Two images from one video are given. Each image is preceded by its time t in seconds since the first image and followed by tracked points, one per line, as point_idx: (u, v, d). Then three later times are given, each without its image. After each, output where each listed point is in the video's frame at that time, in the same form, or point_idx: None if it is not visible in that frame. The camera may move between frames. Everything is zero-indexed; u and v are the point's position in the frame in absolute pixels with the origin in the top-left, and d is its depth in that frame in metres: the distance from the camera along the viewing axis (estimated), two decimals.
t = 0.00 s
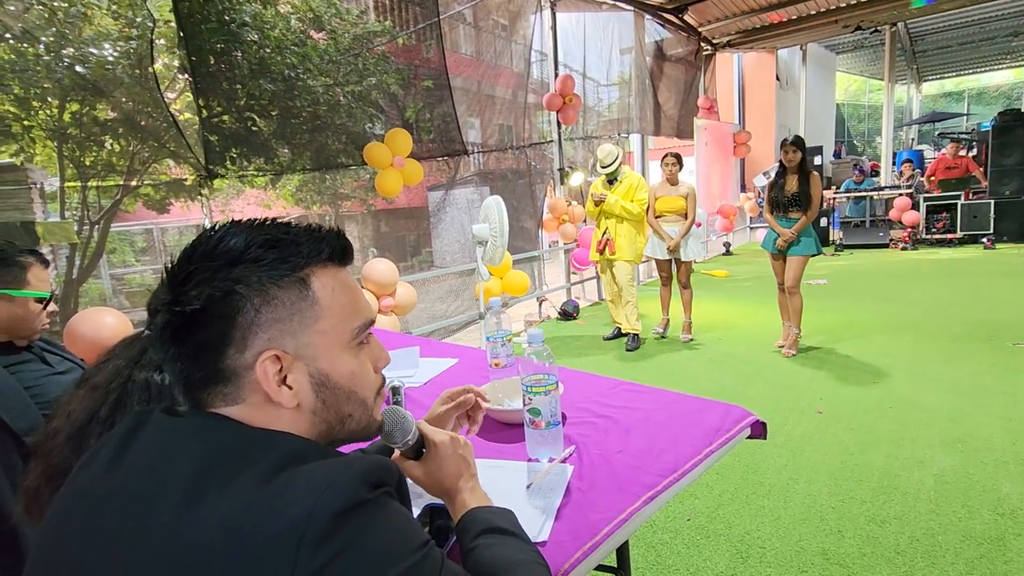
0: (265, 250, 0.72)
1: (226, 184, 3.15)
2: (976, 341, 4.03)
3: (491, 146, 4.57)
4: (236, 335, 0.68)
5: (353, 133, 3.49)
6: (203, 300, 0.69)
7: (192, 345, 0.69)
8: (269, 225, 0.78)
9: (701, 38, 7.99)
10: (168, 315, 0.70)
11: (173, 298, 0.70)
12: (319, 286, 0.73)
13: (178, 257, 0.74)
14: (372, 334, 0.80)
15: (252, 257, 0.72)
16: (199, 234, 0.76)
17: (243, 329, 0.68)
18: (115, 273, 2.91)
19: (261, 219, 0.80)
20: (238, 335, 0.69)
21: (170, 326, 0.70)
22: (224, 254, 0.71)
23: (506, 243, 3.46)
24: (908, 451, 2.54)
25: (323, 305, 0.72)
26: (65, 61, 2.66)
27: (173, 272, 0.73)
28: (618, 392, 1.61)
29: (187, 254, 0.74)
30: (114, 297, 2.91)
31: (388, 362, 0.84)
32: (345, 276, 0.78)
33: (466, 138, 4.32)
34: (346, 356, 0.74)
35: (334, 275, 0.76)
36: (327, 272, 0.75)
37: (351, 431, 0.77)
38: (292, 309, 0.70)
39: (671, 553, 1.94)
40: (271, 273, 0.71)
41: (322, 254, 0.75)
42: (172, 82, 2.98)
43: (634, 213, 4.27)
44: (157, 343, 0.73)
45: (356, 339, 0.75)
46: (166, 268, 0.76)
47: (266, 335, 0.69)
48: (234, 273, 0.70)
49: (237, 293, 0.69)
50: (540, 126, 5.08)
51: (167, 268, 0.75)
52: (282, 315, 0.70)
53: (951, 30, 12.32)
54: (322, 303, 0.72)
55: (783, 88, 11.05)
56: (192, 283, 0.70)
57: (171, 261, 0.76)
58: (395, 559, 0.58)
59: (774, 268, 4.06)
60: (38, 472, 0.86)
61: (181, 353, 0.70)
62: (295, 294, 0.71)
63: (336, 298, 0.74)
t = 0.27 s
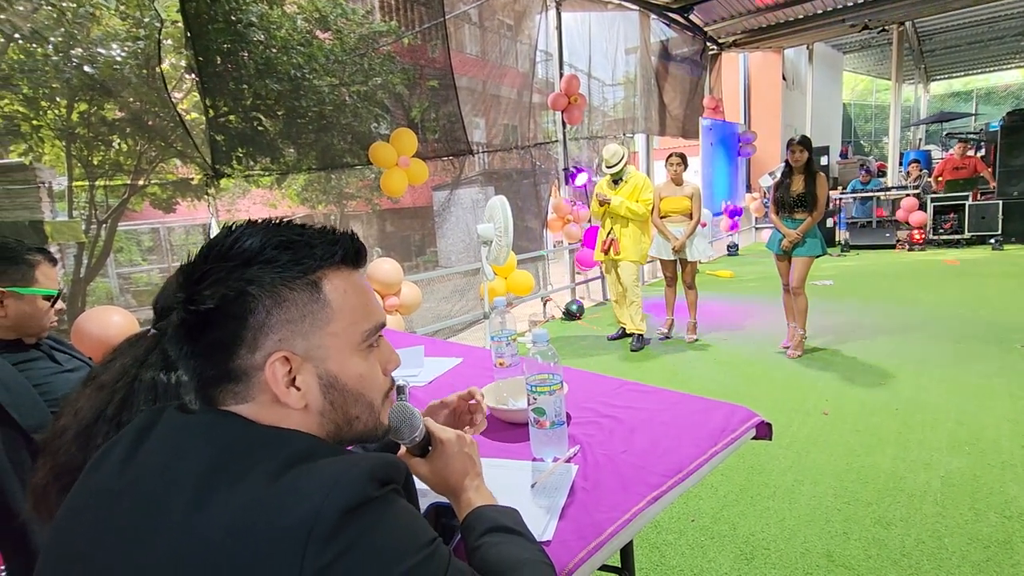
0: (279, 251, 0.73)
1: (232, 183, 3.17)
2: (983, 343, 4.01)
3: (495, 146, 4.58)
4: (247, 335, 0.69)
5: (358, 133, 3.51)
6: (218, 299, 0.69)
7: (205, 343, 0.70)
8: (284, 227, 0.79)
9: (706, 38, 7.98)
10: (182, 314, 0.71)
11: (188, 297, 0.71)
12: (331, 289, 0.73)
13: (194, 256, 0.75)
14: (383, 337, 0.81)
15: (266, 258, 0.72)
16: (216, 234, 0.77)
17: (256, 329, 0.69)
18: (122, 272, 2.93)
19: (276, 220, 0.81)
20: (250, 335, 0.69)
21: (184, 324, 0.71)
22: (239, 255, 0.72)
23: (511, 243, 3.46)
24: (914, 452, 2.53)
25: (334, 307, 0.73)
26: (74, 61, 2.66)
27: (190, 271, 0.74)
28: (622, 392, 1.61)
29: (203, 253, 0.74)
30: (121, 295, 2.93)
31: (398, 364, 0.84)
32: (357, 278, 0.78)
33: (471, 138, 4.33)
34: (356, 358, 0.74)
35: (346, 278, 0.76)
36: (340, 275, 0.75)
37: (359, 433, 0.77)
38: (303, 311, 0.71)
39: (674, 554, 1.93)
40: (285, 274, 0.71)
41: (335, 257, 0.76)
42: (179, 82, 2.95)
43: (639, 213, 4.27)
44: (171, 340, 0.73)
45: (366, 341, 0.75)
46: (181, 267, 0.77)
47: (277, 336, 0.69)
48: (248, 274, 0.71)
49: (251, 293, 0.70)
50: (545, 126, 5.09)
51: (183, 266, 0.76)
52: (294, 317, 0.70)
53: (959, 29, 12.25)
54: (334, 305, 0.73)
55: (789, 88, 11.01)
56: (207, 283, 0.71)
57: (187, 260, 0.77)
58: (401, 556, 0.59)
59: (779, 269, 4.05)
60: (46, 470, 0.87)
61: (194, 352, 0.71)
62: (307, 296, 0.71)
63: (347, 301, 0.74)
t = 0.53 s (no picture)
0: (287, 249, 0.73)
1: (236, 183, 3.18)
2: (989, 344, 3.99)
3: (499, 146, 4.58)
4: (256, 331, 0.69)
5: (362, 132, 3.51)
6: (226, 296, 0.70)
7: (213, 340, 0.70)
8: (289, 225, 0.79)
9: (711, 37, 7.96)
10: (190, 310, 0.71)
11: (196, 293, 0.71)
12: (337, 287, 0.74)
13: (200, 253, 0.75)
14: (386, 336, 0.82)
15: (274, 256, 0.73)
16: (223, 231, 0.77)
17: (264, 327, 0.69)
18: (127, 271, 2.95)
19: (281, 219, 0.81)
20: (258, 332, 0.70)
21: (192, 321, 0.71)
22: (248, 252, 0.72)
23: (514, 243, 3.45)
24: (920, 454, 2.52)
25: (341, 306, 0.74)
26: (81, 62, 2.71)
27: (196, 267, 0.74)
28: (625, 392, 1.61)
29: (209, 250, 0.75)
30: (126, 294, 2.94)
31: (398, 362, 0.86)
32: (362, 277, 0.79)
33: (474, 137, 4.33)
34: (361, 356, 0.75)
35: (352, 277, 0.77)
36: (345, 273, 0.76)
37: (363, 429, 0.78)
38: (311, 308, 0.71)
39: (678, 554, 1.93)
40: (292, 272, 0.72)
41: (341, 256, 0.77)
42: (185, 82, 2.98)
43: (643, 213, 4.26)
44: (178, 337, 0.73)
45: (370, 339, 0.77)
46: (187, 263, 0.77)
47: (285, 333, 0.70)
48: (257, 271, 0.71)
49: (258, 290, 0.70)
50: (548, 125, 5.09)
51: (189, 263, 0.76)
52: (302, 314, 0.71)
53: (965, 28, 12.19)
54: (340, 304, 0.74)
55: (794, 88, 10.97)
56: (215, 280, 0.71)
57: (193, 256, 0.77)
58: (406, 553, 0.59)
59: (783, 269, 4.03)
60: (51, 469, 0.88)
61: (200, 348, 0.71)
62: (315, 294, 0.72)
63: (353, 300, 0.75)
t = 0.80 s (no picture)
0: (284, 246, 0.74)
1: (240, 183, 3.19)
2: (993, 345, 3.98)
3: (502, 146, 4.58)
4: (252, 327, 0.70)
5: (365, 132, 3.51)
6: (223, 291, 0.70)
7: (209, 336, 0.70)
8: (286, 223, 0.79)
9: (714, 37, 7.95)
10: (185, 305, 0.71)
11: (192, 288, 0.71)
12: (333, 284, 0.75)
13: (197, 249, 0.76)
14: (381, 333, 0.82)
15: (271, 252, 0.73)
16: (221, 227, 0.78)
17: (261, 322, 0.70)
18: (130, 271, 2.96)
19: (278, 217, 0.82)
20: (254, 328, 0.70)
21: (188, 317, 0.71)
22: (245, 248, 0.73)
23: (517, 243, 3.44)
24: (923, 455, 2.52)
25: (337, 303, 0.74)
26: (85, 62, 2.72)
27: (194, 263, 0.74)
28: (628, 392, 1.61)
29: (206, 247, 0.75)
30: (129, 293, 2.96)
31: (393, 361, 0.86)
32: (358, 274, 0.80)
33: (477, 137, 4.33)
34: (357, 353, 0.75)
35: (347, 274, 0.77)
36: (341, 271, 0.77)
37: (359, 426, 0.78)
38: (307, 305, 0.72)
39: (680, 555, 1.93)
40: (289, 268, 0.72)
41: (337, 253, 0.77)
42: (189, 82, 3.06)
43: (645, 213, 4.26)
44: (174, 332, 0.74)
45: (366, 337, 0.77)
46: (185, 259, 0.77)
47: (281, 329, 0.70)
48: (254, 267, 0.71)
49: (255, 286, 0.71)
50: (551, 126, 5.08)
51: (186, 258, 0.76)
52: (299, 311, 0.71)
53: (970, 28, 12.15)
54: (336, 301, 0.74)
55: (798, 88, 10.95)
56: (211, 275, 0.71)
57: (191, 252, 0.77)
58: (407, 552, 0.59)
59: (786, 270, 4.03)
60: (54, 468, 0.88)
61: (196, 343, 0.71)
62: (311, 290, 0.72)
63: (349, 297, 0.76)
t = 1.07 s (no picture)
0: (243, 243, 0.74)
1: (243, 183, 3.19)
2: (997, 346, 3.96)
3: (504, 146, 4.58)
4: (202, 321, 0.70)
5: (368, 133, 3.51)
6: (181, 286, 0.72)
7: (170, 329, 0.73)
8: (263, 221, 0.79)
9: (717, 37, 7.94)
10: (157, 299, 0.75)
11: (161, 283, 0.74)
12: (286, 282, 0.71)
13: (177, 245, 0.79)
14: (357, 335, 0.77)
15: (230, 249, 0.73)
16: (201, 225, 0.81)
17: (211, 317, 0.70)
18: (134, 270, 2.97)
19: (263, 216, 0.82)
20: (206, 322, 0.70)
21: (158, 311, 0.75)
22: (208, 244, 0.75)
23: (519, 242, 3.45)
24: (927, 456, 2.51)
25: (289, 301, 0.71)
26: (89, 62, 2.73)
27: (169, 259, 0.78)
28: (630, 392, 1.61)
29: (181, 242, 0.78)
30: (132, 293, 2.97)
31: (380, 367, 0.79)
32: (327, 271, 0.76)
33: (479, 137, 4.33)
34: (312, 354, 0.71)
35: (309, 271, 0.74)
36: (300, 268, 0.73)
37: (323, 431, 0.74)
38: (255, 302, 0.70)
39: (682, 556, 1.93)
40: (242, 263, 0.72)
41: (298, 250, 0.74)
42: (192, 82, 3.05)
43: (647, 213, 4.25)
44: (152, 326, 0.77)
45: (326, 338, 0.72)
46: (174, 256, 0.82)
47: (230, 325, 0.70)
48: (210, 263, 0.73)
49: (208, 280, 0.71)
50: (554, 126, 5.08)
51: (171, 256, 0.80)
52: (246, 306, 0.70)
53: (974, 28, 12.11)
54: (287, 297, 0.71)
55: (800, 88, 10.93)
56: (175, 270, 0.74)
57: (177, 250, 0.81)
58: (363, 554, 0.58)
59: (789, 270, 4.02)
60: (56, 468, 0.89)
61: (163, 337, 0.74)
62: (261, 288, 0.71)
63: (306, 295, 0.72)
